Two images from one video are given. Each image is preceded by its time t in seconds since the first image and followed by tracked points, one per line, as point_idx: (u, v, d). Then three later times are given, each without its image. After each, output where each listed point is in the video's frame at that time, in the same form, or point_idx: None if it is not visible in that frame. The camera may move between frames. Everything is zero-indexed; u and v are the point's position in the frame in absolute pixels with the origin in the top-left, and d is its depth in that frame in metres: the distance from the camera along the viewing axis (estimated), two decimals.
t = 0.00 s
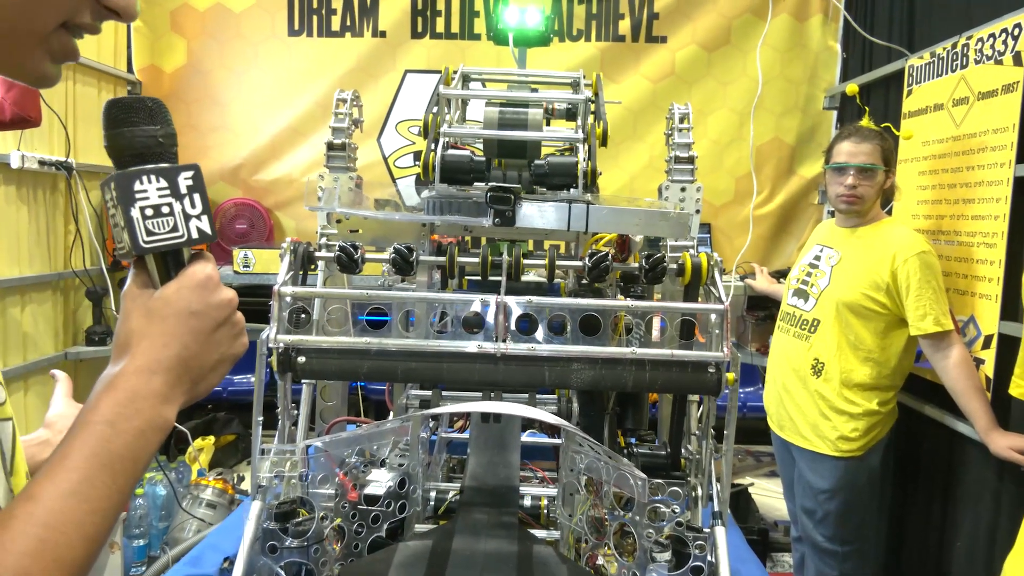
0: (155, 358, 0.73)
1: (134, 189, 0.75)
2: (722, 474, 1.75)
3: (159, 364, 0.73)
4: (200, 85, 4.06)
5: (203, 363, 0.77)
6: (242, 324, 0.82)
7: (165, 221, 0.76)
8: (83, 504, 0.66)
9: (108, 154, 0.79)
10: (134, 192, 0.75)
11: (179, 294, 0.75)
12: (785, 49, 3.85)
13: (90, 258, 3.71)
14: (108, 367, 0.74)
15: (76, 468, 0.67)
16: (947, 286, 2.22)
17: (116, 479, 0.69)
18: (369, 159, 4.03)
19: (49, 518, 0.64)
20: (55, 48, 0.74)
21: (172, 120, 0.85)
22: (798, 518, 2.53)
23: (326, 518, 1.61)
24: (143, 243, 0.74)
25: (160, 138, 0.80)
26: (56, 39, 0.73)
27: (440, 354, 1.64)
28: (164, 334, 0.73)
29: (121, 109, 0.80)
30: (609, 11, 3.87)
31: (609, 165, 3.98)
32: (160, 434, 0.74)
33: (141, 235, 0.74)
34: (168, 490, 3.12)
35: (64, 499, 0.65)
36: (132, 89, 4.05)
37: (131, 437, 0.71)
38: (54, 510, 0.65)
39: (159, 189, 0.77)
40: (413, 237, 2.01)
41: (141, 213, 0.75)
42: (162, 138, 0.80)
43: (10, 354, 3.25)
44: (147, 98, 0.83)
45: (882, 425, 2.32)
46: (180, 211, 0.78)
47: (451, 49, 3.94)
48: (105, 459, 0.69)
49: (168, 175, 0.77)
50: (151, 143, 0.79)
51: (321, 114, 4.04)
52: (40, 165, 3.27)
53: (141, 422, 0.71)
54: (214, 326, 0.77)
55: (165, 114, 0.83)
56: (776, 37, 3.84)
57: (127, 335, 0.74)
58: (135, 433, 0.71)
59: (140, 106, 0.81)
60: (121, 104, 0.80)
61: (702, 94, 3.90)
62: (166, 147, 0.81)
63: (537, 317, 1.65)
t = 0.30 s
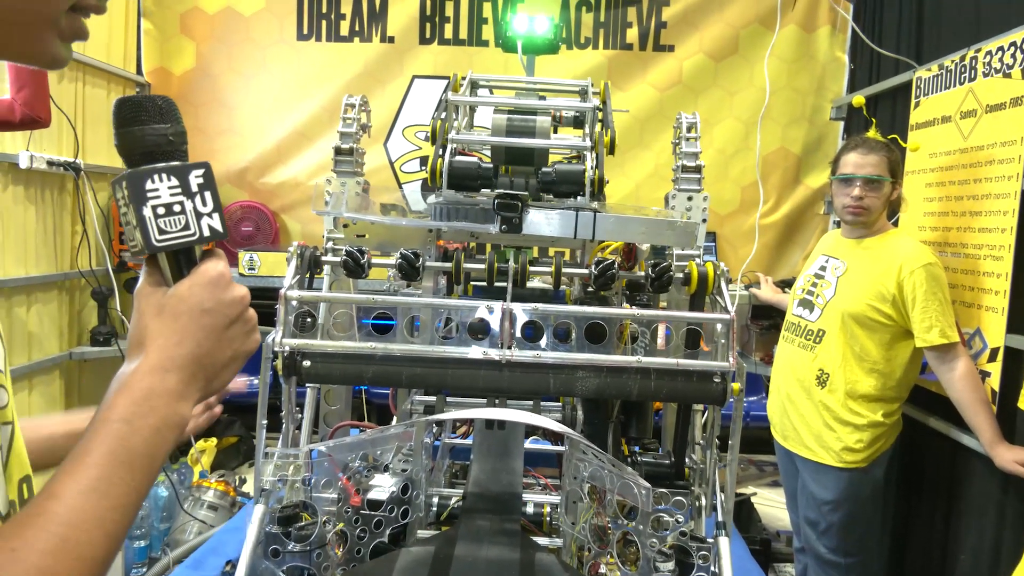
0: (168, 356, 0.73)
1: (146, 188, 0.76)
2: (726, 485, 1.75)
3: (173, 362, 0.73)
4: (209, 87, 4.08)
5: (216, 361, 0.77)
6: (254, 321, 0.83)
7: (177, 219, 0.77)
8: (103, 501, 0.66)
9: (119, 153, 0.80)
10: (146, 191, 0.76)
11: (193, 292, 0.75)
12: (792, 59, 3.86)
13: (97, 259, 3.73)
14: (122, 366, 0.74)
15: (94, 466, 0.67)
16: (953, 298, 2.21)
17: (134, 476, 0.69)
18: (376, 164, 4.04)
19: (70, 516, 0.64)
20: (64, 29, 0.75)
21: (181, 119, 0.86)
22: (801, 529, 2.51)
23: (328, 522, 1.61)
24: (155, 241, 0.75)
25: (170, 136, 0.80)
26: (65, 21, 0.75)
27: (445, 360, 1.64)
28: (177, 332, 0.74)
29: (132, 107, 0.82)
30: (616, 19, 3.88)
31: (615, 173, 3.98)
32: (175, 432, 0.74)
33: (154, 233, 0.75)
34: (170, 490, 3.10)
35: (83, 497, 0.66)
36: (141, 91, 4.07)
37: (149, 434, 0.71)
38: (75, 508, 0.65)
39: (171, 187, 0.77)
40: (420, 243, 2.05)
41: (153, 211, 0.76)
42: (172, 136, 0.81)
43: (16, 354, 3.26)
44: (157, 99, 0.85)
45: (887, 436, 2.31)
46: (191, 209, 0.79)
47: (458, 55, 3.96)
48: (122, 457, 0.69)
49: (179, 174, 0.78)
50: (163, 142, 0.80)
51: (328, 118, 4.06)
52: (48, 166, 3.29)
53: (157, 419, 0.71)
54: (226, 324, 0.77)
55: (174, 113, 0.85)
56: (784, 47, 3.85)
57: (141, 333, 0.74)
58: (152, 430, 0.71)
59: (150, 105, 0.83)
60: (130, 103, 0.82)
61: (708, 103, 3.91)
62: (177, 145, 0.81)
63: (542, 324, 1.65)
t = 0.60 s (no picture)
0: (157, 341, 0.72)
1: (131, 170, 0.75)
2: (726, 482, 1.75)
3: (161, 348, 0.72)
4: (206, 84, 4.07)
5: (207, 346, 0.76)
6: (246, 305, 0.81)
7: (164, 202, 0.76)
8: (91, 490, 0.66)
9: (104, 135, 0.79)
10: (132, 173, 0.75)
11: (182, 276, 0.74)
12: (791, 55, 3.85)
13: (94, 255, 3.72)
14: (111, 352, 0.73)
15: (83, 454, 0.67)
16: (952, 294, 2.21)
17: (123, 464, 0.69)
18: (374, 160, 4.03)
19: (58, 506, 0.64)
20: (36, 24, 0.76)
21: (167, 98, 0.84)
22: (800, 524, 2.52)
23: (327, 520, 1.61)
24: (143, 225, 0.74)
25: (156, 117, 0.79)
26: (38, 14, 0.75)
27: (444, 357, 1.63)
28: (167, 317, 0.73)
29: (116, 87, 0.79)
30: (615, 15, 3.87)
31: (614, 169, 3.97)
32: (165, 419, 0.73)
33: (141, 217, 0.74)
34: (169, 489, 3.13)
35: (71, 486, 0.65)
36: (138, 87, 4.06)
37: (137, 421, 0.70)
38: (62, 498, 0.65)
39: (158, 169, 0.76)
40: (418, 239, 2.04)
41: (140, 195, 0.75)
42: (158, 117, 0.80)
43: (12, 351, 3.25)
44: (142, 77, 0.82)
45: (885, 432, 2.31)
46: (179, 191, 0.77)
47: (456, 52, 3.95)
48: (110, 445, 0.68)
49: (166, 156, 0.77)
50: (148, 123, 0.79)
51: (326, 114, 4.05)
52: (45, 162, 3.27)
53: (146, 407, 0.71)
54: (217, 308, 0.76)
55: (161, 93, 0.83)
56: (783, 43, 3.84)
57: (130, 319, 0.73)
58: (141, 418, 0.70)
59: (135, 85, 0.81)
60: (115, 83, 0.79)
61: (707, 99, 3.90)
62: (162, 126, 0.81)
63: (542, 320, 1.65)
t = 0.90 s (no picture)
0: (133, 344, 0.71)
1: (106, 165, 0.72)
2: (726, 468, 1.75)
3: (138, 351, 0.71)
4: (199, 76, 4.03)
5: (187, 347, 0.75)
6: (230, 304, 0.79)
7: (141, 198, 0.73)
8: (56, 501, 0.66)
9: (81, 128, 0.76)
10: (106, 168, 0.72)
11: (160, 276, 0.72)
12: (788, 40, 3.82)
13: (90, 251, 3.70)
14: (89, 353, 0.72)
15: (49, 464, 0.67)
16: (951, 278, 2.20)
17: (90, 474, 0.69)
18: (370, 151, 4.01)
19: (21, 517, 0.64)
20: (14, 14, 0.74)
21: (146, 89, 0.81)
22: (800, 510, 2.52)
23: (327, 511, 1.60)
24: (119, 222, 0.72)
25: (132, 109, 0.76)
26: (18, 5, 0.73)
27: (443, 347, 1.62)
28: (144, 318, 0.71)
29: (93, 77, 0.76)
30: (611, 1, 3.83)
31: (611, 157, 3.95)
32: (140, 423, 0.72)
33: (117, 214, 0.72)
34: (171, 482, 3.12)
35: (35, 498, 0.65)
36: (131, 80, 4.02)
37: (106, 430, 0.69)
38: (24, 510, 0.65)
39: (134, 164, 0.73)
40: (414, 229, 2.02)
41: (115, 190, 0.72)
42: (134, 109, 0.76)
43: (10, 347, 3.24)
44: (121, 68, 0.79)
45: (885, 417, 2.31)
46: (157, 186, 0.74)
47: (451, 41, 3.91)
48: (78, 454, 0.68)
49: (142, 149, 0.74)
50: (124, 115, 0.76)
51: (320, 105, 4.02)
52: (39, 158, 3.25)
53: (118, 412, 0.70)
54: (198, 308, 0.74)
55: (139, 84, 0.80)
56: (780, 27, 3.81)
57: (108, 319, 0.72)
58: (111, 424, 0.70)
59: (113, 74, 0.78)
60: (92, 72, 0.76)
61: (705, 85, 3.87)
62: (140, 119, 0.77)
63: (540, 309, 1.64)
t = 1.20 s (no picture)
0: (126, 341, 0.70)
1: (96, 159, 0.70)
2: (726, 469, 1.76)
3: (130, 348, 0.70)
4: (199, 72, 4.02)
5: (179, 344, 0.74)
6: (223, 300, 0.79)
7: (133, 192, 0.72)
8: (46, 501, 0.65)
9: (71, 121, 0.75)
10: (96, 162, 0.70)
11: (151, 272, 0.72)
12: (790, 40, 3.81)
13: (89, 247, 3.70)
14: (80, 350, 0.72)
15: (39, 461, 0.66)
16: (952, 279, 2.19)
17: (82, 473, 0.68)
18: (370, 149, 4.00)
19: (10, 517, 0.63)
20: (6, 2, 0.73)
21: (138, 82, 0.79)
22: (799, 511, 2.52)
23: (325, 509, 1.60)
24: (110, 217, 0.71)
25: (123, 102, 0.75)
26: None
27: (443, 345, 1.61)
28: (135, 315, 0.71)
29: (83, 70, 0.74)
30: None
31: (612, 156, 3.94)
32: (133, 421, 0.71)
33: (108, 209, 0.71)
34: (169, 480, 3.16)
35: (24, 497, 0.64)
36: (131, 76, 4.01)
37: (98, 428, 0.69)
38: (14, 509, 0.64)
39: (124, 158, 0.72)
40: (415, 226, 2.02)
41: (106, 185, 0.71)
42: (125, 103, 0.75)
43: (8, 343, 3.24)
44: (112, 60, 0.76)
45: (885, 418, 2.31)
46: (149, 181, 0.73)
47: (453, 38, 3.90)
48: (70, 452, 0.67)
49: (133, 143, 0.72)
50: (115, 109, 0.74)
51: (321, 103, 4.01)
52: (38, 153, 3.24)
53: (109, 409, 0.69)
54: (191, 305, 0.73)
55: (131, 77, 0.77)
56: (782, 26, 3.80)
57: (100, 316, 0.71)
58: (103, 422, 0.69)
59: (104, 68, 0.75)
60: (83, 65, 0.74)
61: (706, 84, 3.86)
62: (131, 113, 0.76)
63: (540, 308, 1.63)
